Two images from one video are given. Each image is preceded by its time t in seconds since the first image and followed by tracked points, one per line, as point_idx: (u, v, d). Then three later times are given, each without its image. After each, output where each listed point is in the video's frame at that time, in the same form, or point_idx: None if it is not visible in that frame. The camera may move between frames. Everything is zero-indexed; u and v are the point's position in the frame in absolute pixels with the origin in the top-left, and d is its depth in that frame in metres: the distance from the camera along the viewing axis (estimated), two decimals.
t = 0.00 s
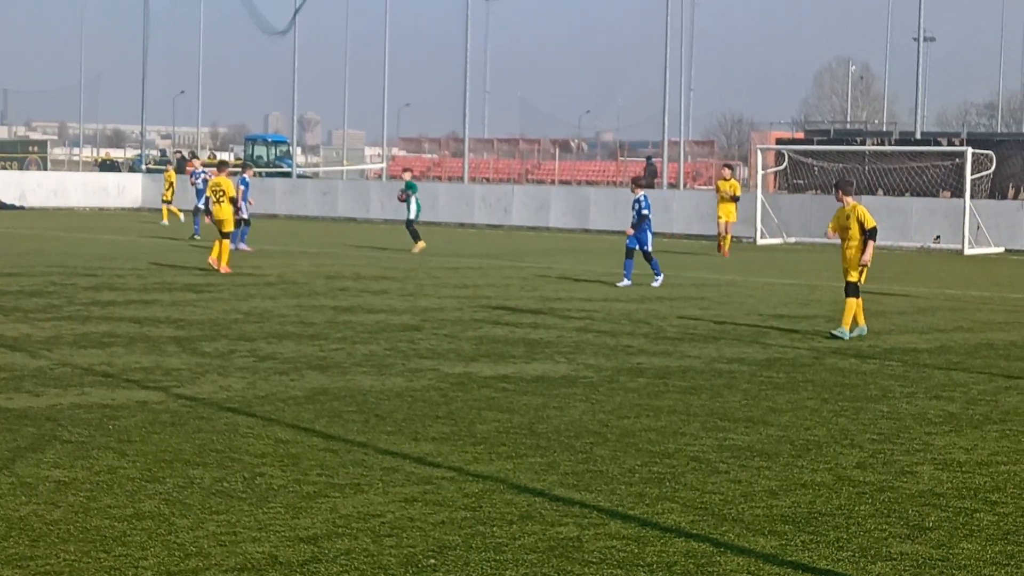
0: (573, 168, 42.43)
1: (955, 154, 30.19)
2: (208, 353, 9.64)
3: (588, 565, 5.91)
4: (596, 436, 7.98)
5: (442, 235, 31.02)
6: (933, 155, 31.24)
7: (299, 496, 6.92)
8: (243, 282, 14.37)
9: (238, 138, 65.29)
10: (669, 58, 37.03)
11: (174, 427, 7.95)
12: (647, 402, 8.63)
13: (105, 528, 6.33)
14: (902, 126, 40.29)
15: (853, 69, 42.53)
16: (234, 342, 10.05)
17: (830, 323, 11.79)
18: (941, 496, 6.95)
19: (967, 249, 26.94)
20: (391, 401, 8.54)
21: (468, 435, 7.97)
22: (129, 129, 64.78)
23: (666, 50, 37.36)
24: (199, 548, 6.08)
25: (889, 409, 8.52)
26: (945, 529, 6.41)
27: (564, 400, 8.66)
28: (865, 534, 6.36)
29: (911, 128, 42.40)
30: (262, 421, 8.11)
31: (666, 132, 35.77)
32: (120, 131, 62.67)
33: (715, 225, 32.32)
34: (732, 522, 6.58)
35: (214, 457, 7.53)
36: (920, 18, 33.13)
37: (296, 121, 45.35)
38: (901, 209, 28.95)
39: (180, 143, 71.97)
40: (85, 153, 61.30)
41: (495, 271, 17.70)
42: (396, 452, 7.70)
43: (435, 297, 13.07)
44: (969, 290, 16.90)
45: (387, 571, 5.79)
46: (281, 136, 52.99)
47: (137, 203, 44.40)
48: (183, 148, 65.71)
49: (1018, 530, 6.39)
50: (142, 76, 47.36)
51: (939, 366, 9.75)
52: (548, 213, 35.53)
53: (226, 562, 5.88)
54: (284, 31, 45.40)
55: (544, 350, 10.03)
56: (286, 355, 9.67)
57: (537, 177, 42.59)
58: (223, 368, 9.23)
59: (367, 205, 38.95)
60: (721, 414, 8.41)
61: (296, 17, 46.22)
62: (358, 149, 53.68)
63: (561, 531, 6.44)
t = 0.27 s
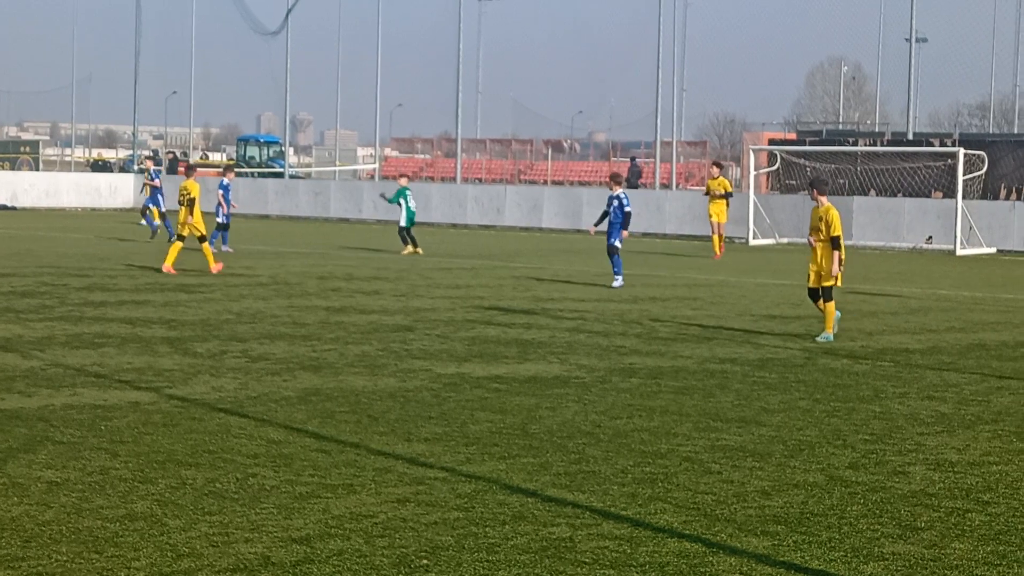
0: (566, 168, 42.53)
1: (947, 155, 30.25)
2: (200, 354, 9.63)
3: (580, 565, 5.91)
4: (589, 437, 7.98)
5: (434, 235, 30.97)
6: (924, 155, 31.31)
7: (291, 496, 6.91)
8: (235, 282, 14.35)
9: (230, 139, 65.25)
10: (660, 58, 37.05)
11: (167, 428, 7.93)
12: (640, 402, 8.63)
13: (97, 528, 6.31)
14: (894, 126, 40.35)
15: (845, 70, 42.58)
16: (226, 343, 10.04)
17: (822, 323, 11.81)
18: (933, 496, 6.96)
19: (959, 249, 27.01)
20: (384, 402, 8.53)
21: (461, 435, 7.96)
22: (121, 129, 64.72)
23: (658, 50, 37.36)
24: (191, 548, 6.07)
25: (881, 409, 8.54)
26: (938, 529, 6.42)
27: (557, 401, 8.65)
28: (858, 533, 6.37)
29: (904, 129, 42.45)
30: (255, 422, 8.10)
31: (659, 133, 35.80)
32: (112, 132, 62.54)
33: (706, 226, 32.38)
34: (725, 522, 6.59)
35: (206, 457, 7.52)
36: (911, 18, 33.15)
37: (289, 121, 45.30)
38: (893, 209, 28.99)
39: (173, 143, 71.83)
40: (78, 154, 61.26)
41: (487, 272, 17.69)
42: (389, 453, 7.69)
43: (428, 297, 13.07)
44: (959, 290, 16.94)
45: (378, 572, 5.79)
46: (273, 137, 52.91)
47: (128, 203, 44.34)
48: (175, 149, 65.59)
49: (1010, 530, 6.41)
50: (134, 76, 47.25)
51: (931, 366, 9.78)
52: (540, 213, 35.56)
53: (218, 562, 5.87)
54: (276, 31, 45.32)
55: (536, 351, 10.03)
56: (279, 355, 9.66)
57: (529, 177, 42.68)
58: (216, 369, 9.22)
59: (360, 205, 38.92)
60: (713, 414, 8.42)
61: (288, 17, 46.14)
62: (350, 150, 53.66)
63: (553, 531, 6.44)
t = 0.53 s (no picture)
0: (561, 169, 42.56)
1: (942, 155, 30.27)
2: (195, 354, 9.62)
3: (575, 565, 5.91)
4: (585, 437, 7.98)
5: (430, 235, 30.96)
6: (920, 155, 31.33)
7: (287, 496, 6.91)
8: (230, 282, 14.34)
9: (226, 139, 65.27)
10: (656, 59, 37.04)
11: (162, 428, 7.92)
12: (635, 402, 8.63)
13: (92, 528, 6.31)
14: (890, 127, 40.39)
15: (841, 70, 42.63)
16: (221, 342, 10.03)
17: (816, 323, 11.83)
18: (929, 496, 6.97)
19: (955, 249, 27.04)
20: (379, 402, 8.53)
21: (456, 435, 7.96)
22: (117, 129, 64.74)
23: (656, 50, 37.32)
24: (186, 548, 6.07)
25: (876, 409, 8.55)
26: (933, 529, 6.42)
27: (552, 400, 8.66)
28: (853, 533, 6.37)
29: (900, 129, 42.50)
30: (250, 421, 8.09)
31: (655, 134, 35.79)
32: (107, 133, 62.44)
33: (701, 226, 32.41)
34: (720, 522, 6.59)
35: (201, 457, 7.51)
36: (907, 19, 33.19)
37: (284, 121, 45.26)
38: (888, 209, 28.99)
39: (168, 143, 71.72)
40: (73, 154, 61.29)
41: (482, 272, 17.69)
42: (384, 453, 7.69)
43: (423, 297, 13.07)
44: (953, 290, 16.97)
45: (374, 571, 5.78)
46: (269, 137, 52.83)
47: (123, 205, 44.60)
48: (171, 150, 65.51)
49: (1005, 529, 6.41)
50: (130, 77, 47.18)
51: (926, 366, 9.79)
52: (535, 213, 35.59)
53: (213, 562, 5.87)
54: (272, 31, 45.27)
55: (532, 351, 10.03)
56: (274, 355, 9.65)
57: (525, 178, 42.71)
58: (211, 369, 9.21)
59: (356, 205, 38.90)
60: (708, 414, 8.42)
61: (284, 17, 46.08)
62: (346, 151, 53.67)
63: (548, 531, 6.44)
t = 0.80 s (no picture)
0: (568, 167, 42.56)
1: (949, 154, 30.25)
2: (202, 353, 9.62)
3: (582, 565, 5.91)
4: (591, 436, 7.98)
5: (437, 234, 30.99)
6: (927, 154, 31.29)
7: (293, 496, 6.91)
8: (237, 281, 14.34)
9: (232, 138, 65.44)
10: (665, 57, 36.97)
11: (168, 427, 7.93)
12: (642, 401, 8.63)
13: (99, 527, 6.31)
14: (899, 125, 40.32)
15: (849, 69, 42.57)
16: (229, 342, 10.03)
17: (823, 322, 11.83)
18: (936, 495, 6.96)
19: (961, 247, 27.05)
20: (386, 401, 8.53)
21: (463, 434, 7.96)
22: (123, 128, 64.92)
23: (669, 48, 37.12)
24: (193, 547, 6.07)
25: (882, 408, 8.54)
26: (939, 529, 6.42)
27: (559, 399, 8.66)
28: (860, 533, 6.37)
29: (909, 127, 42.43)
30: (257, 421, 8.10)
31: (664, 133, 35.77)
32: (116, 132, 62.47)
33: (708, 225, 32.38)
34: (727, 521, 6.59)
35: (209, 456, 7.52)
36: (916, 17, 33.13)
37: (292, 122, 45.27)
38: (895, 208, 28.95)
39: (176, 143, 71.71)
40: (80, 153, 61.53)
41: (489, 271, 17.69)
42: (390, 452, 7.69)
43: (429, 296, 13.07)
44: (961, 289, 16.95)
45: (380, 570, 5.78)
46: (276, 136, 52.79)
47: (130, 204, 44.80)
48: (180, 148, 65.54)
49: (1012, 529, 6.40)
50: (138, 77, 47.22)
51: (933, 365, 9.78)
52: (542, 212, 35.56)
53: (220, 561, 5.87)
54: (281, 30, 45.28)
55: (538, 350, 10.04)
56: (281, 354, 9.65)
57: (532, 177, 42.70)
58: (218, 368, 9.22)
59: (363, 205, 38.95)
60: (715, 413, 8.42)
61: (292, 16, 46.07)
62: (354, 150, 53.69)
63: (555, 530, 6.44)
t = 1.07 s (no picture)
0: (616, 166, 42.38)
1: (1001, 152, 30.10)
2: (253, 351, 9.67)
3: (632, 563, 5.90)
4: (640, 435, 7.98)
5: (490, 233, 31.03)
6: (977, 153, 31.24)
7: (344, 493, 6.93)
8: (286, 279, 14.41)
9: (280, 138, 65.82)
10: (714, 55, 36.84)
11: (219, 425, 7.97)
12: (691, 400, 8.62)
13: (150, 524, 6.35)
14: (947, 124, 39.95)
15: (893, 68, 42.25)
16: (278, 340, 10.07)
17: (874, 322, 11.77)
18: (987, 495, 6.93)
19: (1012, 246, 26.76)
20: (435, 399, 8.55)
21: (512, 432, 7.97)
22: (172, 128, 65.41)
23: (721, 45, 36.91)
24: (244, 544, 6.10)
25: (934, 408, 8.51)
26: (991, 529, 6.38)
27: (608, 398, 8.66)
28: (910, 533, 6.35)
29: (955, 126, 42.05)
30: (307, 419, 8.12)
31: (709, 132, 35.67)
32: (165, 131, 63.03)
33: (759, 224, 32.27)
34: (776, 520, 6.58)
35: (259, 454, 7.55)
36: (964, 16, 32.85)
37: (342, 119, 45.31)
38: (946, 207, 28.93)
39: (225, 142, 72.22)
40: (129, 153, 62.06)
41: (538, 269, 17.73)
42: (439, 450, 7.71)
43: (478, 295, 13.09)
44: (1014, 289, 16.80)
45: (432, 569, 5.79)
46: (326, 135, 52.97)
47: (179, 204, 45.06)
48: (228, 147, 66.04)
49: None
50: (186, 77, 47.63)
51: (985, 365, 9.72)
52: (590, 211, 35.44)
53: (270, 559, 5.89)
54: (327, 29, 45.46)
55: (587, 348, 10.04)
56: (331, 352, 9.68)
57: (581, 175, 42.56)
58: (268, 366, 9.25)
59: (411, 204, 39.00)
60: (764, 412, 8.40)
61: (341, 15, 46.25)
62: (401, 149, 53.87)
63: (605, 529, 6.44)
